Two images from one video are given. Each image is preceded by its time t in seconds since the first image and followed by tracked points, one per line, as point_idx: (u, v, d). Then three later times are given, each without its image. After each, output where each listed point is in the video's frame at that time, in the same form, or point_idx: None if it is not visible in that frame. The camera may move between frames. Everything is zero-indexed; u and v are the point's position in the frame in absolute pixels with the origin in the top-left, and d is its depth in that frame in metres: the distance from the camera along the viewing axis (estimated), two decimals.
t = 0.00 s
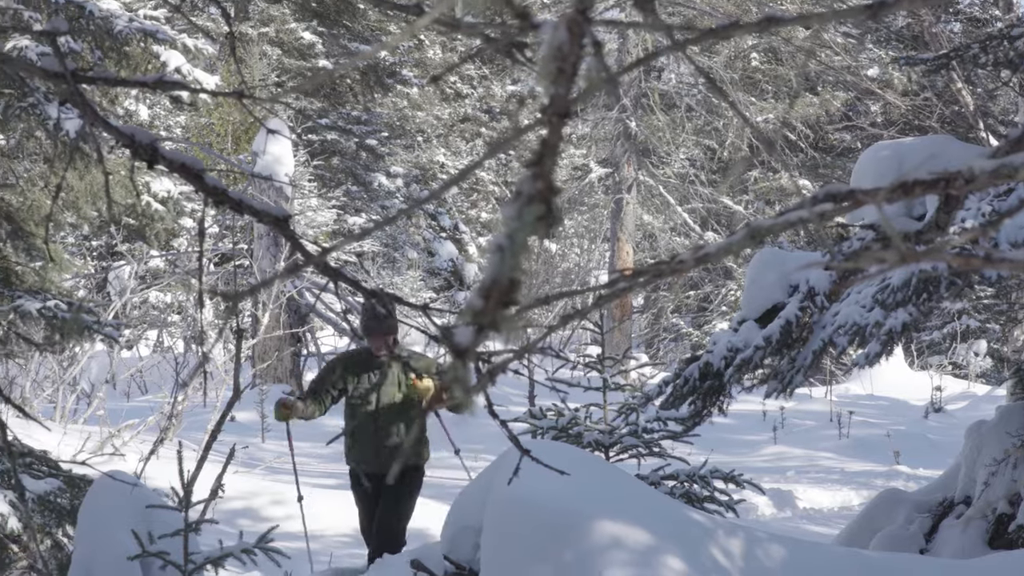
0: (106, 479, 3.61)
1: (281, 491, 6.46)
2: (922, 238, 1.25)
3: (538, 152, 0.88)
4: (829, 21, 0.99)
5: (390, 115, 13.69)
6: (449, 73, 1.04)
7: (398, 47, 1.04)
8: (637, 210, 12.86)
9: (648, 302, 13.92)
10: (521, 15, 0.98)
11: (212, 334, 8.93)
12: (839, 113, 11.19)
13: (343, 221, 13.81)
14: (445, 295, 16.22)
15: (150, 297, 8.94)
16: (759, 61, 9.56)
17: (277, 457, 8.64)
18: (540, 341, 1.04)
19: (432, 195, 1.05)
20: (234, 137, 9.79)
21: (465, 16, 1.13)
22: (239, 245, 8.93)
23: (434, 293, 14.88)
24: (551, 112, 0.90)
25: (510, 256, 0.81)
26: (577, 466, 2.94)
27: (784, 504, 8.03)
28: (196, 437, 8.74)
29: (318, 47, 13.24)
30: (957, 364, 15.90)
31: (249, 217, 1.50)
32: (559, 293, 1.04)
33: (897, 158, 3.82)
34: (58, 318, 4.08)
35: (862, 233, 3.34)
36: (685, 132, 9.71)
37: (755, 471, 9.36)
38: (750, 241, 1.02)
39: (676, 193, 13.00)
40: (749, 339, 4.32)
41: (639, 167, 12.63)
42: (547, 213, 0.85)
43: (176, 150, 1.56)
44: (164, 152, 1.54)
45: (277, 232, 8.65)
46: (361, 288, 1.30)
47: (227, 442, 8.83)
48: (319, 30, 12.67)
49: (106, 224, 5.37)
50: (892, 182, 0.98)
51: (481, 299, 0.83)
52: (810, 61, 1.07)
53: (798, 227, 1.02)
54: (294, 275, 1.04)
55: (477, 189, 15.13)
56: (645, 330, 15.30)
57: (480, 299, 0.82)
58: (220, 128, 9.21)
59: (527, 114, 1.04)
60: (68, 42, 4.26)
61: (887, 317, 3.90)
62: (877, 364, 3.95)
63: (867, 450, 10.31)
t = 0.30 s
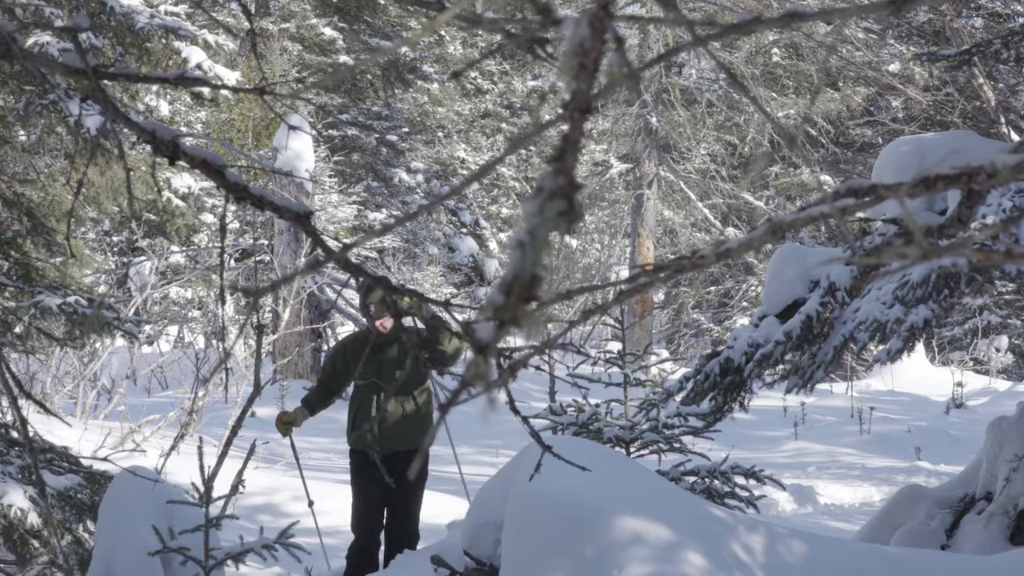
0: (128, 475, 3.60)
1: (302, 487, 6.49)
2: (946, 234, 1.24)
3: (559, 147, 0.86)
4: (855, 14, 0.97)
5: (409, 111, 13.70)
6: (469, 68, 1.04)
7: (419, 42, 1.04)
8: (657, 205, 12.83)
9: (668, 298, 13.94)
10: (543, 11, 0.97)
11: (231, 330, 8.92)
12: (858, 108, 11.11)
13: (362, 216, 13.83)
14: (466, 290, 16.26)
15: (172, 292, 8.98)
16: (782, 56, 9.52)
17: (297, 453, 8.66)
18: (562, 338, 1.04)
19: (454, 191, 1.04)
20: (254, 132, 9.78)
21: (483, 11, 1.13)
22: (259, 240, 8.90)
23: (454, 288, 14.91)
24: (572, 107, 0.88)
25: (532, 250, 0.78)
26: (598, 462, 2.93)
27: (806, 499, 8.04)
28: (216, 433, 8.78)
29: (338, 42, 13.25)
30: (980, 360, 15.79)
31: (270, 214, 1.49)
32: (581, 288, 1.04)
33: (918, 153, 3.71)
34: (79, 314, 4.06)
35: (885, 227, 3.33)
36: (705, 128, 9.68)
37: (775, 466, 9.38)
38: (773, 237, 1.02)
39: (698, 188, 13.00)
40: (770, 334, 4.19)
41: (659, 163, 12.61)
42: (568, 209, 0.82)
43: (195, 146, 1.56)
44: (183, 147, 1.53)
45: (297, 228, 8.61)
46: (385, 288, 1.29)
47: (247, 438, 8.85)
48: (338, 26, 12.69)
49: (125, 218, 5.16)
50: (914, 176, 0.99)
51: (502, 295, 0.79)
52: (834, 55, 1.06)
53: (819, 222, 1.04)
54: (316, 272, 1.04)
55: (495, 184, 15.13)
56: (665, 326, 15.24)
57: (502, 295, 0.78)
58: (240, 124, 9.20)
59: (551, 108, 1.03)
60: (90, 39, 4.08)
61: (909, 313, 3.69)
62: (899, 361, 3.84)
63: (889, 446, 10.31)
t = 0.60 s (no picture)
0: (148, 471, 3.61)
1: (324, 483, 6.53)
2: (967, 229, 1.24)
3: (580, 148, 0.83)
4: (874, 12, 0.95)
5: (431, 109, 13.63)
6: (491, 64, 1.04)
7: (439, 40, 1.04)
8: (678, 201, 12.80)
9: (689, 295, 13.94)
10: (563, 10, 0.96)
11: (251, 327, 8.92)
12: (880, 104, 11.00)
13: (384, 213, 13.84)
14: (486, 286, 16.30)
15: (193, 289, 9.00)
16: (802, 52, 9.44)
17: (318, 449, 8.69)
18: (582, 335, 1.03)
19: (475, 187, 1.05)
20: (275, 129, 9.75)
21: (506, 8, 1.13)
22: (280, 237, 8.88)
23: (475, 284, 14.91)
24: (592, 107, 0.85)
25: (553, 251, 0.78)
26: (618, 459, 2.95)
27: (827, 496, 8.07)
28: (237, 430, 8.82)
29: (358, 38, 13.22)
30: (1001, 356, 15.69)
31: (291, 210, 1.56)
32: (602, 284, 1.05)
33: (940, 150, 3.64)
34: (101, 309, 4.01)
35: (906, 223, 3.30)
36: (725, 124, 9.63)
37: (796, 463, 9.40)
38: (794, 232, 1.03)
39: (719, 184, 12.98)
40: (791, 331, 4.18)
41: (679, 160, 12.58)
42: (588, 209, 0.77)
43: (216, 142, 1.61)
44: (205, 143, 1.59)
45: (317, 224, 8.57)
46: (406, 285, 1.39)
47: (267, 434, 8.88)
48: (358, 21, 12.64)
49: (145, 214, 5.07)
50: (936, 172, 0.99)
51: (522, 296, 0.81)
52: (852, 54, 1.06)
53: (841, 217, 1.04)
54: (336, 268, 1.04)
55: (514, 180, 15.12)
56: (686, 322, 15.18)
57: (521, 296, 0.81)
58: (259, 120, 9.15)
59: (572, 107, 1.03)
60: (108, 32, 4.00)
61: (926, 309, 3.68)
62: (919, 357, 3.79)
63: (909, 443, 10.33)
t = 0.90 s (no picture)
0: (168, 464, 3.61)
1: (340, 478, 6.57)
2: (988, 223, 1.24)
3: (606, 142, 0.83)
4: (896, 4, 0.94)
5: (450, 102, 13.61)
6: (512, 59, 1.04)
7: (463, 35, 1.06)
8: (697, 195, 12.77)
9: (709, 289, 13.93)
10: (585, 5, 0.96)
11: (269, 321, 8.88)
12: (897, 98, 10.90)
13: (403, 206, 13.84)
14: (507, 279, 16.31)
15: (212, 282, 8.99)
16: (823, 45, 9.35)
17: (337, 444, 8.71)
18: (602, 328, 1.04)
19: (495, 181, 1.05)
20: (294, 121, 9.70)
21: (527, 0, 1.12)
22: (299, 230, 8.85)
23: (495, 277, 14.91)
24: (615, 103, 0.85)
25: (578, 248, 0.76)
26: (639, 452, 2.95)
27: (847, 490, 8.16)
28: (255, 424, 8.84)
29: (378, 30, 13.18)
30: None
31: (310, 202, 1.55)
32: (622, 277, 1.05)
33: (960, 145, 3.57)
34: (122, 302, 4.01)
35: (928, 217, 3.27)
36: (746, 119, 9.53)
37: (816, 456, 9.46)
38: (814, 225, 1.04)
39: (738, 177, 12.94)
40: (811, 323, 4.16)
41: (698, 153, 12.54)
42: (613, 207, 0.78)
43: (236, 135, 1.62)
44: (224, 136, 1.59)
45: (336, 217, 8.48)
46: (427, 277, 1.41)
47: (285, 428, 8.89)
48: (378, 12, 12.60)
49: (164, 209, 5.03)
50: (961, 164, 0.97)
51: (549, 293, 0.76)
52: (874, 46, 1.05)
53: (863, 211, 1.03)
54: (356, 262, 1.04)
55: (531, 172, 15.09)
56: (706, 316, 15.14)
57: (548, 292, 0.75)
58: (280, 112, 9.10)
59: (594, 100, 1.03)
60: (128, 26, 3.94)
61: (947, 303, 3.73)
62: (938, 349, 3.81)
63: (929, 436, 10.37)
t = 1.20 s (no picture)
0: (188, 456, 3.61)
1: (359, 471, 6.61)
2: None
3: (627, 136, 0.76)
4: None
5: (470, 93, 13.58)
6: (532, 50, 1.04)
7: (482, 27, 1.04)
8: (718, 187, 12.77)
9: (729, 281, 13.93)
10: None
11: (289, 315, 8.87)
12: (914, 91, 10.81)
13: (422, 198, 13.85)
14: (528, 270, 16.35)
15: (231, 274, 8.99)
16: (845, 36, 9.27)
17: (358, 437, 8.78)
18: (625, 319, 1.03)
19: (515, 173, 1.04)
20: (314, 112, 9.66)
21: None
22: (319, 222, 8.82)
23: (515, 270, 14.95)
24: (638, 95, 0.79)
25: (602, 241, 0.70)
26: (659, 444, 2.95)
27: (867, 482, 8.12)
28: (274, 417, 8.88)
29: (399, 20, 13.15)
30: None
31: (331, 192, 1.66)
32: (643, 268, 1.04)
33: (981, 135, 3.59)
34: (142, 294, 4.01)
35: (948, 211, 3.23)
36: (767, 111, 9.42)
37: (837, 448, 9.53)
38: (835, 218, 1.02)
39: (758, 169, 12.90)
40: (831, 315, 4.14)
41: (720, 145, 12.48)
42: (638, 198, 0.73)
43: (256, 127, 1.72)
44: (243, 128, 1.67)
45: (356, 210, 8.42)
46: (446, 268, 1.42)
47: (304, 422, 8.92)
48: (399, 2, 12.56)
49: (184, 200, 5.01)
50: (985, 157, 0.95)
51: (572, 285, 0.73)
52: (895, 38, 1.06)
53: (883, 203, 1.03)
54: (377, 253, 1.04)
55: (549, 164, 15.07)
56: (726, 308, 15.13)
57: (570, 286, 0.71)
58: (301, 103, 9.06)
59: (613, 93, 1.04)
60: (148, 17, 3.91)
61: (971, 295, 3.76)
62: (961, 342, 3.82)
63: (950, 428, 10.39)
